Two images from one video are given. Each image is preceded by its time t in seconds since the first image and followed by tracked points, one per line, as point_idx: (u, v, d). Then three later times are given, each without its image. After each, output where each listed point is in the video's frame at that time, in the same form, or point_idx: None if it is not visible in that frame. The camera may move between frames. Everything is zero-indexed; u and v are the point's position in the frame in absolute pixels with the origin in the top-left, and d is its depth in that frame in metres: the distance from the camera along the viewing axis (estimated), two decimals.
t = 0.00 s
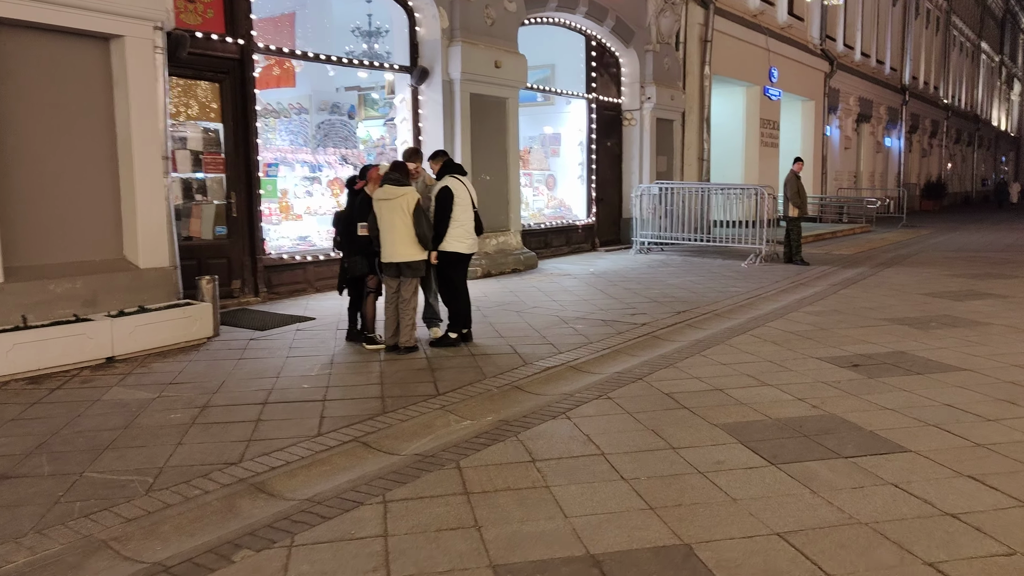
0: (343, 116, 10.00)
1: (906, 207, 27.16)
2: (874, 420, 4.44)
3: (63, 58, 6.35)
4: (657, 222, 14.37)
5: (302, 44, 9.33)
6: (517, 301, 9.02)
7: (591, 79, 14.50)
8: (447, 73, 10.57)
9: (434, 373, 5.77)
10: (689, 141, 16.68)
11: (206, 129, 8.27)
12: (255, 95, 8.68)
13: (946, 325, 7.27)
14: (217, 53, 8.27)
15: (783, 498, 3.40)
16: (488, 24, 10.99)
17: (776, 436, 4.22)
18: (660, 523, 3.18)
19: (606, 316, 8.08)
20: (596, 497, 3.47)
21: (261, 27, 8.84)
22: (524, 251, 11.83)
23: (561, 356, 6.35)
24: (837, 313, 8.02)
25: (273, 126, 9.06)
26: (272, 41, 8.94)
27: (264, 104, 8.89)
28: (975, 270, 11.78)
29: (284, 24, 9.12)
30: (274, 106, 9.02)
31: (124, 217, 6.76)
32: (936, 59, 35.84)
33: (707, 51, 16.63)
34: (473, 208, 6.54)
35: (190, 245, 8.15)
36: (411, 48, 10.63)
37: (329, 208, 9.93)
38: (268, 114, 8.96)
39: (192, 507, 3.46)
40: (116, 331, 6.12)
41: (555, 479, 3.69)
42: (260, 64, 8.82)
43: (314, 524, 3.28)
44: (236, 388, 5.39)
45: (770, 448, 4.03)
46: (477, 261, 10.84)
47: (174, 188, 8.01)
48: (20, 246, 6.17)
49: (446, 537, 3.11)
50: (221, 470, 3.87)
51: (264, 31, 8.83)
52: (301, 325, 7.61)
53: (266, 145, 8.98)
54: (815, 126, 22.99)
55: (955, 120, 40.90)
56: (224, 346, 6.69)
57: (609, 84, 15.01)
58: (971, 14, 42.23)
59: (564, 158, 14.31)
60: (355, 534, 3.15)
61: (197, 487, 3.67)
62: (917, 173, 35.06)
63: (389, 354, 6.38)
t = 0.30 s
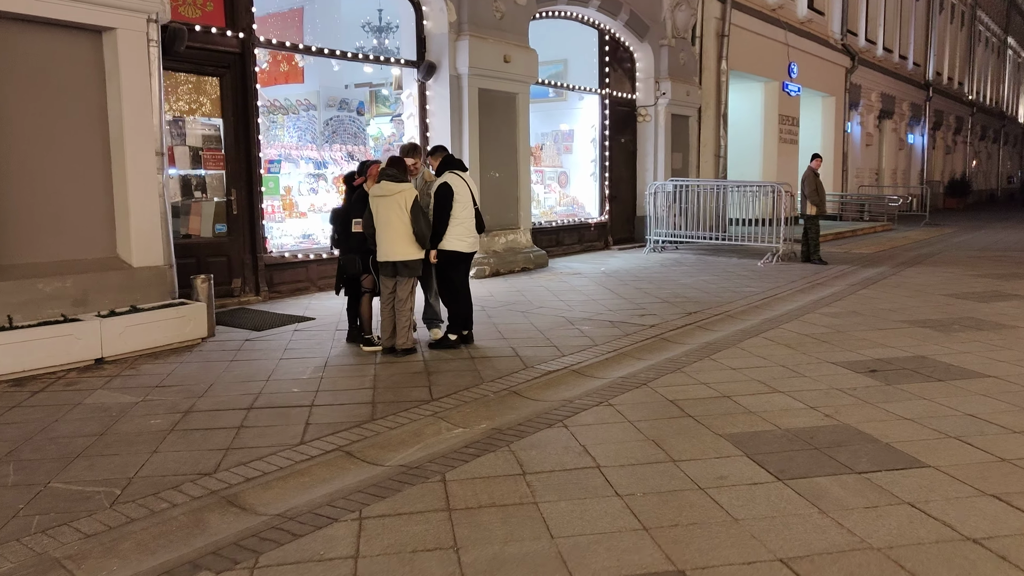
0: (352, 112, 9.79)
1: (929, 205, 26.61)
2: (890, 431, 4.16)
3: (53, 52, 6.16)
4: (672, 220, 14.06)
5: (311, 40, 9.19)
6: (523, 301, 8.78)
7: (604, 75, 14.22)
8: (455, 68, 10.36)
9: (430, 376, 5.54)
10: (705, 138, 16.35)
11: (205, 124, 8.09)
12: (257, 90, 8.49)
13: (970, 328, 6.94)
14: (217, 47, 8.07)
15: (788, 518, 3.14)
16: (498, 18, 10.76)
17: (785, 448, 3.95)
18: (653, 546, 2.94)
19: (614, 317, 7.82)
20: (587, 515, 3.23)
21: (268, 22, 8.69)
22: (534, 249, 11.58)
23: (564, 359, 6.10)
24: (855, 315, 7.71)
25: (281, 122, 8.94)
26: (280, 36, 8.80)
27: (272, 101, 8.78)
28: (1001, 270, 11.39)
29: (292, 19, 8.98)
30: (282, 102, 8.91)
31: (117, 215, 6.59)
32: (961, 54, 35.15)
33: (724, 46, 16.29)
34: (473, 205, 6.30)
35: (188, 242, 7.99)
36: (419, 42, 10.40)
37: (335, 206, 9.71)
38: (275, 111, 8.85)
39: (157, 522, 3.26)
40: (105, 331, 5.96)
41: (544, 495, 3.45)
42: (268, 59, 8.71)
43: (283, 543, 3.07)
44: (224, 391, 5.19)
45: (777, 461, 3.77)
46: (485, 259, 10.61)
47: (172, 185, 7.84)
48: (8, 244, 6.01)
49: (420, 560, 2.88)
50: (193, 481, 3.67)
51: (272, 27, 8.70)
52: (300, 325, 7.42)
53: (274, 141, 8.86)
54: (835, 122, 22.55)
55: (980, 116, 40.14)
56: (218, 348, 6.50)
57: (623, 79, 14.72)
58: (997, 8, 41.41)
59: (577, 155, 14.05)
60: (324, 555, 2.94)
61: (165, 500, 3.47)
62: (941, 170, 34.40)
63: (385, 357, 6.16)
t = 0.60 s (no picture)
0: (360, 110, 9.70)
1: (952, 205, 26.07)
2: (903, 452, 3.89)
3: (41, 49, 6.00)
4: (685, 220, 13.75)
5: (317, 36, 9.04)
6: (528, 304, 8.54)
7: (617, 71, 13.94)
8: (461, 64, 10.14)
9: (422, 385, 5.32)
10: (721, 136, 16.02)
11: (201, 122, 7.90)
12: (256, 87, 8.31)
13: (992, 336, 6.63)
14: (214, 43, 7.90)
15: (788, 552, 2.89)
16: (506, 14, 10.50)
17: (789, 470, 3.69)
18: None
19: (620, 322, 7.57)
20: (570, 545, 3.00)
21: (277, 19, 8.54)
22: (543, 250, 11.35)
23: (564, 367, 5.87)
24: (871, 321, 7.41)
25: (289, 120, 8.83)
26: (287, 33, 8.63)
27: (279, 99, 8.66)
28: None
29: (301, 15, 8.85)
30: (288, 100, 8.78)
31: (107, 215, 6.44)
32: (987, 50, 34.45)
33: (740, 42, 15.94)
34: (471, 206, 6.06)
35: (185, 243, 7.83)
36: (424, 39, 10.20)
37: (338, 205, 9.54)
38: (282, 108, 8.73)
39: (111, 546, 3.06)
40: (91, 336, 5.79)
41: (527, 520, 3.22)
42: (275, 56, 8.57)
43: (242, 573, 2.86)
44: (207, 400, 5.00)
45: (780, 485, 3.52)
46: (492, 260, 10.38)
47: (167, 184, 7.68)
48: None
49: None
50: (158, 500, 3.47)
51: (275, 23, 8.50)
52: (297, 329, 7.23)
53: (283, 140, 8.78)
54: (855, 120, 22.11)
55: (1006, 114, 39.35)
56: (209, 352, 6.32)
57: (636, 76, 14.44)
58: None
59: (589, 153, 13.79)
60: None
61: (126, 521, 3.27)
62: (965, 169, 33.74)
63: (379, 363, 5.97)
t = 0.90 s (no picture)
0: (359, 105, 9.49)
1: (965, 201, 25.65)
2: (911, 463, 3.64)
3: (17, 38, 5.79)
4: (691, 215, 13.46)
5: (314, 28, 8.87)
6: (525, 302, 8.29)
7: (621, 64, 13.66)
8: (459, 56, 9.89)
9: (406, 388, 5.09)
10: (728, 131, 15.73)
11: (190, 115, 7.69)
12: (246, 80, 8.08)
13: (1006, 337, 6.34)
14: (201, 34, 7.66)
15: None
16: (505, 4, 10.27)
17: (787, 482, 3.44)
18: None
19: (619, 321, 7.32)
20: (546, 566, 2.77)
21: (275, 12, 8.40)
22: (544, 247, 11.10)
23: (556, 368, 5.63)
24: (879, 320, 7.13)
25: (287, 114, 8.71)
26: (284, 26, 8.49)
27: (276, 93, 8.53)
28: None
29: (298, 7, 8.69)
30: (283, 93, 8.60)
31: (86, 210, 6.23)
32: (1001, 44, 33.95)
33: (748, 34, 15.64)
34: (460, 199, 5.81)
35: (172, 239, 7.62)
36: (421, 29, 9.93)
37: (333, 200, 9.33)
38: (280, 103, 8.59)
39: (52, 565, 2.84)
40: (66, 335, 5.58)
41: (502, 538, 2.98)
42: (271, 49, 8.44)
43: None
44: (180, 403, 4.77)
45: (777, 499, 3.26)
46: (491, 257, 10.14)
47: (153, 179, 7.50)
48: None
49: None
50: (110, 513, 3.25)
51: (272, 15, 8.36)
52: (284, 328, 7.00)
53: (281, 134, 8.67)
54: (866, 114, 21.75)
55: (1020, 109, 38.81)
56: (191, 352, 6.11)
57: (641, 69, 14.16)
58: None
59: (592, 148, 13.53)
60: None
61: (72, 536, 3.05)
62: (978, 165, 33.27)
63: (364, 363, 5.77)
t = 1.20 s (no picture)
0: (353, 103, 9.33)
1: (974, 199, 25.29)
2: (917, 489, 3.38)
3: None
4: (693, 215, 13.19)
5: (308, 24, 8.67)
6: (520, 307, 8.04)
7: (622, 61, 13.38)
8: (453, 54, 9.66)
9: (386, 402, 4.85)
10: (731, 129, 15.44)
11: (173, 115, 7.47)
12: (231, 79, 7.86)
13: (1018, 345, 6.07)
14: (184, 32, 7.44)
15: None
16: None
17: (783, 511, 3.19)
18: None
19: (615, 327, 7.07)
20: None
21: (269, 10, 8.20)
22: (542, 249, 10.86)
23: (546, 380, 5.39)
24: (885, 326, 6.86)
25: (281, 114, 8.56)
26: (279, 24, 8.31)
27: (270, 92, 8.36)
28: None
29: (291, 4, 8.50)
30: (282, 93, 8.52)
31: (60, 214, 6.01)
32: (1011, 40, 33.53)
33: (752, 30, 15.35)
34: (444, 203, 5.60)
35: (154, 243, 7.40)
36: (414, 26, 9.69)
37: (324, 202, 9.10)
38: (274, 102, 8.45)
39: None
40: (35, 346, 5.35)
41: None
42: (264, 47, 8.23)
43: None
44: (147, 419, 4.53)
45: (771, 531, 3.01)
46: (487, 259, 9.89)
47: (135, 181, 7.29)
48: None
49: None
50: (51, 546, 3.02)
51: (267, 12, 8.16)
52: (267, 335, 6.76)
53: (276, 134, 8.53)
54: (873, 111, 21.42)
55: None
56: (167, 362, 5.88)
57: (642, 66, 13.89)
58: None
59: (592, 147, 13.27)
60: None
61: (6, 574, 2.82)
62: (987, 162, 32.87)
63: (345, 375, 5.49)
